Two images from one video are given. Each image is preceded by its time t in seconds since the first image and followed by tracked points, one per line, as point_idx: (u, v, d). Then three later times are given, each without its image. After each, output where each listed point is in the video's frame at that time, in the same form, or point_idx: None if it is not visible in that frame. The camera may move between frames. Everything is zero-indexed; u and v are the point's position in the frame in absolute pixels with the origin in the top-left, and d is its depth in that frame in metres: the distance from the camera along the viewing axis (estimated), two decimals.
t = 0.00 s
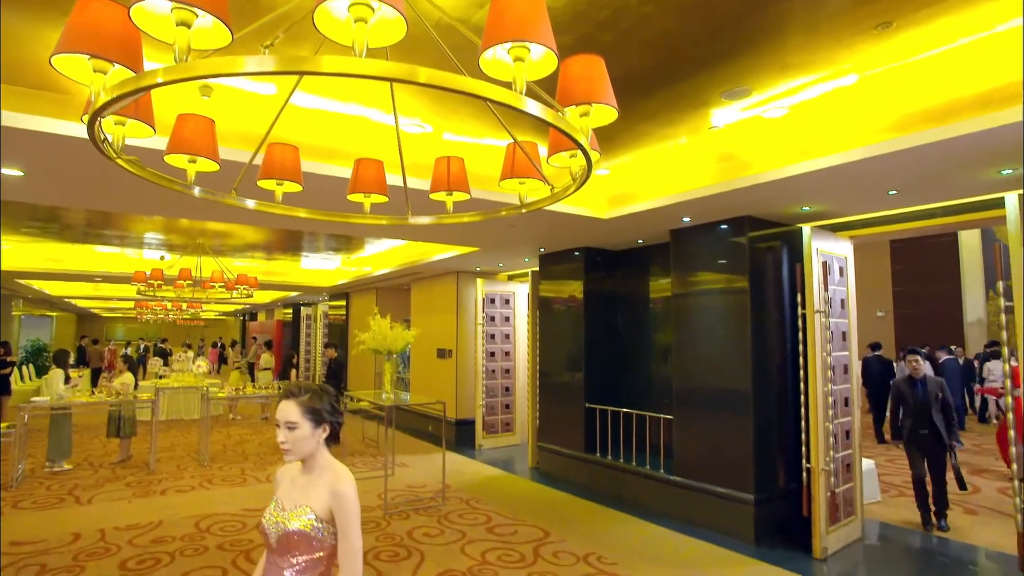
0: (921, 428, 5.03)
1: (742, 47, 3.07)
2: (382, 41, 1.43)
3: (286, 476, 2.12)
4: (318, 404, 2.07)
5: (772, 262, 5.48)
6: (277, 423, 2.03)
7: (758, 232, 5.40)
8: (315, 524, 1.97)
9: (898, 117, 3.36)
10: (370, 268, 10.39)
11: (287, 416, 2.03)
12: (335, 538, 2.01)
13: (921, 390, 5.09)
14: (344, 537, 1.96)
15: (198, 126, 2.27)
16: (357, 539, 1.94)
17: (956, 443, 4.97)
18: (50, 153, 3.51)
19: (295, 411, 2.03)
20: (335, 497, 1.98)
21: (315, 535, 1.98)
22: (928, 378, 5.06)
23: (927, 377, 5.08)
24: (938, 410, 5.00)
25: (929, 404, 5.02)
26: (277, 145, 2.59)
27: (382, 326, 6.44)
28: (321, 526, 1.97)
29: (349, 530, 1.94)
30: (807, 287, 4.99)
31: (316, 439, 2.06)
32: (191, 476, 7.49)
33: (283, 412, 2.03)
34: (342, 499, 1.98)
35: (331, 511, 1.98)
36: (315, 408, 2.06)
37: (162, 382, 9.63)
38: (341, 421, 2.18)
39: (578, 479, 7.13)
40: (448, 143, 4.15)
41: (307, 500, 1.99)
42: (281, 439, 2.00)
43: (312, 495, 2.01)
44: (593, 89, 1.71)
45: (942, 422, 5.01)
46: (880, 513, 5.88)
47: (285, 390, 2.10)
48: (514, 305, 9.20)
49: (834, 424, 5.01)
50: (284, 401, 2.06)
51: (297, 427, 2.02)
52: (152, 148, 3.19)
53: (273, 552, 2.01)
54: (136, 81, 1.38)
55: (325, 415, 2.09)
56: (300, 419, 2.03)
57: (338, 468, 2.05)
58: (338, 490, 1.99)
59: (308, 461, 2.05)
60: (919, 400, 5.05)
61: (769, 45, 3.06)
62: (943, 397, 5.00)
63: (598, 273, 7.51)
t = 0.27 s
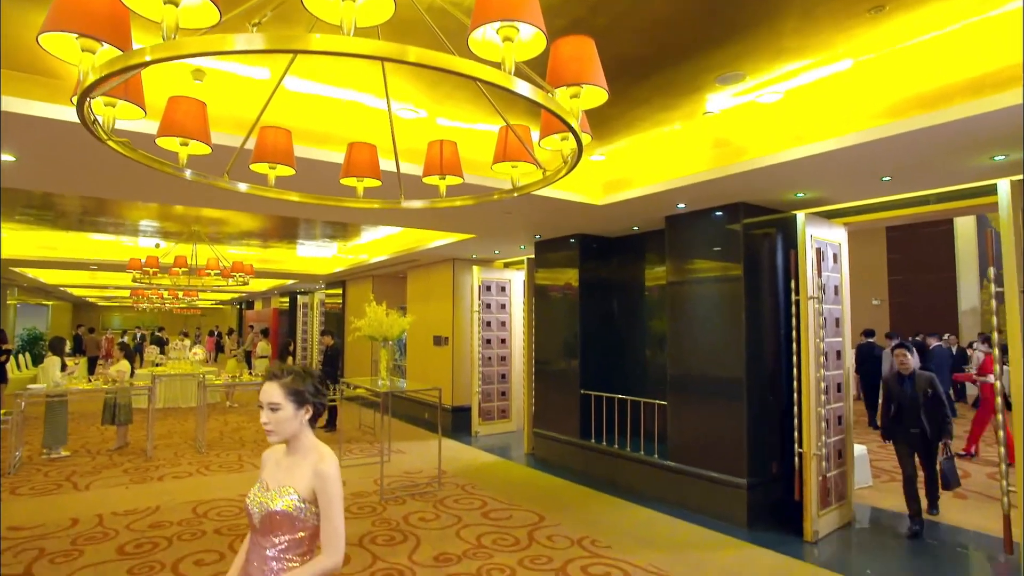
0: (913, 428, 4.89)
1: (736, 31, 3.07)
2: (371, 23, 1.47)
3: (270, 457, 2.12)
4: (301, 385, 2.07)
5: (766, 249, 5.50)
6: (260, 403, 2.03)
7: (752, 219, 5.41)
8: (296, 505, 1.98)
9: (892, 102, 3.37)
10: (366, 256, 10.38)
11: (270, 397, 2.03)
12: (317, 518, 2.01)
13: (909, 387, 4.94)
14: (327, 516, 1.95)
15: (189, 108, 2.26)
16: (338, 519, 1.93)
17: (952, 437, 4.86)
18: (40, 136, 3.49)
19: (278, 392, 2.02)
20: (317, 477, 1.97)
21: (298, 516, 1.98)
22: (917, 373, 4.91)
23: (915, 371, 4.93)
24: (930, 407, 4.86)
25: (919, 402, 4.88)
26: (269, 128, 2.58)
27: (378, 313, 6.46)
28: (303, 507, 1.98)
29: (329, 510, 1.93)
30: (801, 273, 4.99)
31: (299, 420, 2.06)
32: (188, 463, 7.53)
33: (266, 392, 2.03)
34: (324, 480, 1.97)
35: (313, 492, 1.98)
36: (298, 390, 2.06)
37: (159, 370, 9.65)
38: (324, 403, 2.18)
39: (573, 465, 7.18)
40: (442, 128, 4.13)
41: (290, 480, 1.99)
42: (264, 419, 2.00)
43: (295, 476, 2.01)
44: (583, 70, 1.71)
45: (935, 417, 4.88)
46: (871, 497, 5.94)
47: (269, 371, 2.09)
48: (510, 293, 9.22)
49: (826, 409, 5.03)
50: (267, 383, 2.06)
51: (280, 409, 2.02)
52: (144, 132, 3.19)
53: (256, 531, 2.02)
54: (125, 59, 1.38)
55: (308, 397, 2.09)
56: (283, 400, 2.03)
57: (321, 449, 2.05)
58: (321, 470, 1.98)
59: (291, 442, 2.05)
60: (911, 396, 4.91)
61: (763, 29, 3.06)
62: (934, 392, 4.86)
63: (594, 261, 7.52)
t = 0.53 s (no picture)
0: (891, 407, 4.83)
1: (730, 14, 3.06)
2: None
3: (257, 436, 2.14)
4: (284, 363, 2.09)
5: (761, 235, 5.53)
6: (245, 381, 2.05)
7: (747, 205, 5.42)
8: (280, 482, 2.00)
9: (886, 86, 3.37)
10: (362, 243, 10.38)
11: (254, 375, 2.05)
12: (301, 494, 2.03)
13: (892, 368, 4.87)
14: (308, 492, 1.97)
15: (180, 89, 2.26)
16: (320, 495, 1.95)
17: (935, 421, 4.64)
18: (32, 120, 3.48)
19: (260, 369, 2.04)
20: (300, 454, 1.99)
21: (281, 493, 2.00)
22: (898, 352, 4.85)
23: (899, 352, 4.85)
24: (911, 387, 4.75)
25: (896, 380, 4.81)
26: (261, 110, 2.58)
27: (374, 299, 6.48)
28: (286, 483, 2.00)
29: (310, 486, 1.94)
30: (795, 258, 5.00)
31: (282, 398, 2.08)
32: (186, 448, 7.57)
33: (250, 370, 2.05)
34: (306, 456, 1.99)
35: (295, 468, 2.00)
36: (281, 368, 2.08)
37: (156, 357, 9.67)
38: (309, 382, 2.19)
39: (568, 450, 7.24)
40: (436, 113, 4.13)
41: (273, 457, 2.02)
42: (248, 397, 2.02)
43: (279, 454, 2.03)
44: (572, 49, 1.72)
45: (914, 398, 4.74)
46: (863, 481, 6.01)
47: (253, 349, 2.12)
48: (507, 279, 9.23)
49: (818, 393, 5.06)
50: (251, 360, 2.08)
51: (263, 387, 2.04)
52: (136, 115, 3.18)
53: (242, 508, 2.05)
54: (113, 35, 1.38)
55: (291, 375, 2.10)
56: (266, 377, 2.04)
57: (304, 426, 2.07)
58: (304, 447, 2.00)
59: (275, 420, 2.07)
60: (892, 376, 4.83)
61: (757, 12, 3.05)
62: (916, 372, 4.75)
63: (590, 248, 7.54)
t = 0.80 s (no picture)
0: (868, 406, 4.53)
1: None
2: None
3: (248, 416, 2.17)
4: (274, 344, 2.11)
5: (756, 222, 5.54)
6: (233, 361, 2.07)
7: (743, 192, 5.43)
8: (272, 461, 2.03)
9: (882, 68, 3.37)
10: (360, 232, 10.38)
11: (242, 354, 2.07)
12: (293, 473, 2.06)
13: (871, 362, 4.53)
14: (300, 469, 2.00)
15: (174, 71, 2.26)
16: (312, 471, 1.98)
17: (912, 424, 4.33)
18: (27, 105, 3.48)
19: (248, 349, 2.06)
20: (290, 431, 2.02)
21: (273, 471, 2.03)
22: (878, 348, 4.50)
23: (881, 346, 4.49)
24: (890, 386, 4.41)
25: (873, 379, 4.49)
26: (256, 93, 2.58)
27: (371, 286, 6.50)
28: (277, 461, 2.03)
29: (302, 462, 1.97)
30: (790, 244, 5.01)
31: (272, 377, 2.11)
32: (185, 435, 7.62)
33: (239, 350, 2.07)
34: (297, 434, 2.02)
35: (286, 446, 2.03)
36: (271, 348, 2.10)
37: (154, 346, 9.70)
38: (299, 362, 2.22)
39: (565, 436, 7.30)
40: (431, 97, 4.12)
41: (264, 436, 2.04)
42: (236, 376, 2.05)
43: (269, 433, 2.06)
44: (562, 30, 1.73)
45: (892, 398, 4.43)
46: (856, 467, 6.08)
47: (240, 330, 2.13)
48: (504, 267, 9.26)
49: (812, 379, 5.09)
50: (240, 340, 2.10)
51: (253, 366, 2.06)
52: (130, 99, 3.18)
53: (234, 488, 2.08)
54: (103, 12, 1.39)
55: (281, 356, 2.12)
56: (255, 357, 2.07)
57: (294, 405, 2.10)
58: (294, 425, 2.03)
59: (265, 400, 2.10)
60: (871, 373, 4.52)
61: None
62: (896, 370, 4.41)
63: (587, 235, 7.55)
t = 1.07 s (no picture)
0: (845, 390, 4.48)
1: None
2: None
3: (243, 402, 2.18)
4: (270, 329, 2.13)
5: (754, 212, 5.55)
6: (228, 346, 2.08)
7: (741, 182, 5.44)
8: (267, 445, 2.05)
9: (880, 57, 3.37)
10: (359, 223, 10.39)
11: (238, 338, 2.08)
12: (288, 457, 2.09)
13: (851, 347, 4.47)
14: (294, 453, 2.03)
15: (170, 58, 2.27)
16: (306, 454, 2.00)
17: (886, 411, 4.26)
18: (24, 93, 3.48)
19: (245, 334, 2.07)
20: (283, 415, 2.04)
21: (269, 456, 2.05)
22: (858, 331, 4.46)
23: (860, 331, 4.44)
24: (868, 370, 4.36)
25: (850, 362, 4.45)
26: (252, 81, 2.59)
27: (370, 276, 6.52)
28: (274, 446, 2.05)
29: (297, 447, 2.00)
30: (787, 234, 5.02)
31: (267, 363, 2.12)
32: (185, 425, 7.65)
33: (235, 335, 2.08)
34: (290, 418, 2.04)
35: (281, 431, 2.05)
36: (267, 333, 2.12)
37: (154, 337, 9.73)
38: (292, 349, 2.24)
39: (563, 426, 7.34)
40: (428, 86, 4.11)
41: (260, 422, 2.06)
42: (232, 360, 2.06)
43: (263, 418, 2.08)
44: (556, 15, 1.74)
45: (869, 383, 4.37)
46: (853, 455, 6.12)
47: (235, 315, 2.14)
48: (503, 258, 9.27)
49: (809, 368, 5.11)
50: (237, 325, 2.10)
51: (250, 351, 2.07)
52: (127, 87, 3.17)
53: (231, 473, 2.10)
54: None
55: (277, 341, 2.15)
56: (253, 342, 2.08)
57: (288, 389, 2.12)
58: (287, 409, 2.05)
59: (260, 385, 2.11)
60: (849, 357, 4.46)
61: None
62: (874, 354, 4.34)
63: (586, 226, 7.56)
